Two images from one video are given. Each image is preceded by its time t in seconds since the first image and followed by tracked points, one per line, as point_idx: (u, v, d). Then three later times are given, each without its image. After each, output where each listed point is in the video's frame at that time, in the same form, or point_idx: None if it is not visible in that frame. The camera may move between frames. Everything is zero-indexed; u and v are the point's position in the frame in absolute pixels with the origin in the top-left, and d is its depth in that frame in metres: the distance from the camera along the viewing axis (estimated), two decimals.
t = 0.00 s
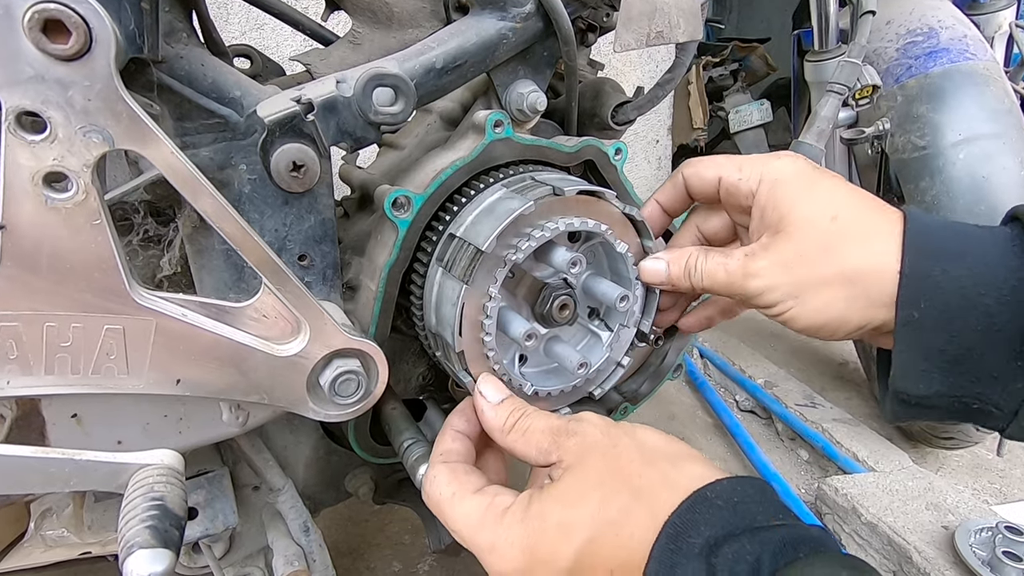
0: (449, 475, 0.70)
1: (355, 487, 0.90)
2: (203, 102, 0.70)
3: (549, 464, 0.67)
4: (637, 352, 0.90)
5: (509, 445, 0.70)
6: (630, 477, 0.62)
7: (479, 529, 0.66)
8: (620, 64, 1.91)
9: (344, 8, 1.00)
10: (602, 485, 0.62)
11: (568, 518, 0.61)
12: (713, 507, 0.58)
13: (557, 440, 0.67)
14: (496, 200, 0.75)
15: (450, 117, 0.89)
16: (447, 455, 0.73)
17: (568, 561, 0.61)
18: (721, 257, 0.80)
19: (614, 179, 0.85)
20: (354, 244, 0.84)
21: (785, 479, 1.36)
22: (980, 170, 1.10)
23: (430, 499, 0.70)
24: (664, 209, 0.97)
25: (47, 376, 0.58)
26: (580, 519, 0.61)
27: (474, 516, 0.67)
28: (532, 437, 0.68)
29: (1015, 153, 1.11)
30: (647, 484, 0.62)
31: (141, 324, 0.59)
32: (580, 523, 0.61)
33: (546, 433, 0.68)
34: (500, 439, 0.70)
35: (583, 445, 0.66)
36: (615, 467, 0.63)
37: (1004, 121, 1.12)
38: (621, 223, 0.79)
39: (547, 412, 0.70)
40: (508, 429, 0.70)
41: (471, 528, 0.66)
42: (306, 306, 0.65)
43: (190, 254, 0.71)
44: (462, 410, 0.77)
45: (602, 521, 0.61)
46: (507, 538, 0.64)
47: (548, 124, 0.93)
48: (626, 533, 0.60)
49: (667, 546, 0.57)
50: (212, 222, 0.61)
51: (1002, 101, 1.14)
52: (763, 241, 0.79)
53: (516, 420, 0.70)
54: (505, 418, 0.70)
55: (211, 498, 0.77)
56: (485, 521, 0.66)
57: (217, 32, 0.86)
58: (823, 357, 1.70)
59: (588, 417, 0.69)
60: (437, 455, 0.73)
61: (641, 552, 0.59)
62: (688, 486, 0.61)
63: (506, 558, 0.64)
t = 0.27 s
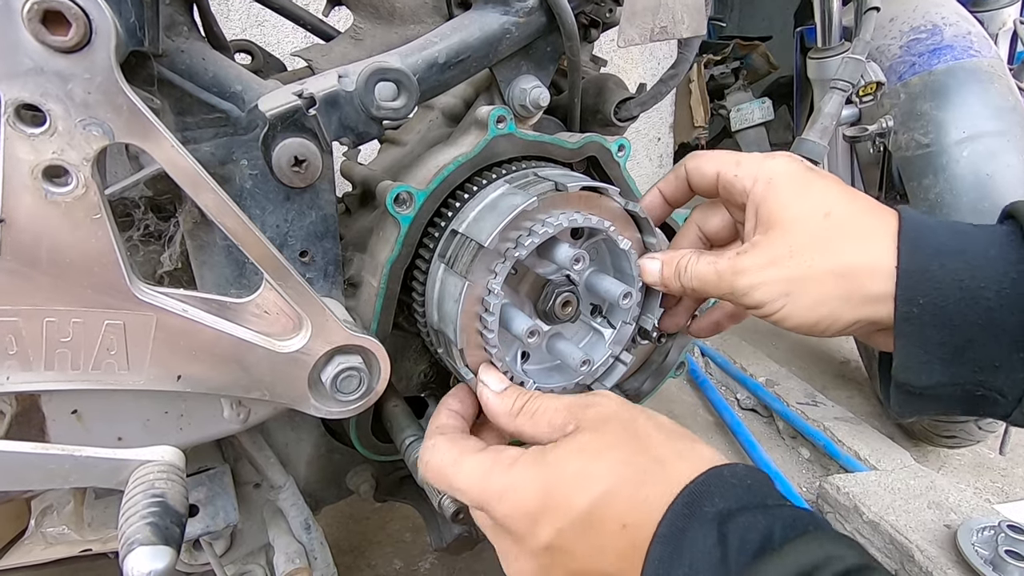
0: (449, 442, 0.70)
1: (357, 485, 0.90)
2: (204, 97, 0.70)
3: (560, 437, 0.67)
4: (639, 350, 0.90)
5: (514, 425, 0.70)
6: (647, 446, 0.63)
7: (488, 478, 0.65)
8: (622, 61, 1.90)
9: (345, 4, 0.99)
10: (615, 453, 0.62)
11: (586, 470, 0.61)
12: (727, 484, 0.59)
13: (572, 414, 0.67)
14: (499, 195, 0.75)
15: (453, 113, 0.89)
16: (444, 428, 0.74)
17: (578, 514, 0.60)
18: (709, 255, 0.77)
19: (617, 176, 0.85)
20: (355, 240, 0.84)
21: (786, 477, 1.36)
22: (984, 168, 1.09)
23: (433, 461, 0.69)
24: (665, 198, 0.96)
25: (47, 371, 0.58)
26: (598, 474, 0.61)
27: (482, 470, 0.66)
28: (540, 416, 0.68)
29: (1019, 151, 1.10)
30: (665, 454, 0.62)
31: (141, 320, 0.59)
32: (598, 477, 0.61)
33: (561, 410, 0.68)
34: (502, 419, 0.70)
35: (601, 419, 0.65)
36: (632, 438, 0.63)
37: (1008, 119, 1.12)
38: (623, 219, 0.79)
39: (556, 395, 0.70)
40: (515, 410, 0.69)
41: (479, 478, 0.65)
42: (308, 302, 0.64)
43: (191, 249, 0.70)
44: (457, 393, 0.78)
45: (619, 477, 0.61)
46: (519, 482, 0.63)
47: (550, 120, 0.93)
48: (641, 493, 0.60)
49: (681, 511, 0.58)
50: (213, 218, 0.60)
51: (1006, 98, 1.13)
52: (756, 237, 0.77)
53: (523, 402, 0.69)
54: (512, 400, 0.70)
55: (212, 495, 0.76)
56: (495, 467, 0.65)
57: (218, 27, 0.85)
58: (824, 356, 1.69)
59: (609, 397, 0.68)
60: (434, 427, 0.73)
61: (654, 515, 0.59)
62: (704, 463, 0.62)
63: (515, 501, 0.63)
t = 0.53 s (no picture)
0: (470, 442, 0.59)
1: (357, 482, 0.89)
2: (203, 92, 0.69)
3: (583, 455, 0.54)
4: (639, 347, 0.90)
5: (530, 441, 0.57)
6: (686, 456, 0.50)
7: (508, 475, 0.54)
8: (623, 58, 1.90)
9: None
10: (658, 473, 0.48)
11: (617, 477, 0.48)
12: (813, 560, 0.42)
13: (597, 430, 0.54)
14: (499, 192, 0.74)
15: (453, 109, 0.88)
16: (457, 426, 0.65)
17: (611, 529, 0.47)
18: (921, 328, 0.56)
19: (617, 172, 0.84)
20: (355, 237, 0.83)
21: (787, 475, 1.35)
22: (987, 165, 1.07)
23: (456, 466, 0.58)
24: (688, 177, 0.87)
25: (44, 368, 0.57)
26: (634, 485, 0.48)
27: (498, 470, 0.55)
28: (557, 426, 0.56)
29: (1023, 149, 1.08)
30: (716, 483, 0.48)
31: (139, 316, 0.59)
32: (635, 488, 0.48)
33: (582, 420, 0.56)
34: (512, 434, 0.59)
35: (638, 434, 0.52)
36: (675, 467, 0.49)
37: (1012, 116, 1.09)
38: (625, 216, 0.78)
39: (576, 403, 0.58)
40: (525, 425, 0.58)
41: (507, 478, 0.53)
42: (308, 299, 0.64)
43: (189, 245, 0.70)
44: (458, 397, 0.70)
45: (660, 491, 0.47)
46: (544, 481, 0.51)
47: (551, 117, 0.92)
48: (686, 517, 0.46)
49: (725, 548, 0.44)
50: (211, 213, 0.60)
51: (1009, 95, 1.11)
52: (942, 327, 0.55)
53: (533, 418, 0.58)
54: (528, 413, 0.59)
55: (210, 493, 0.76)
56: (520, 466, 0.53)
57: (217, 21, 0.85)
58: (826, 354, 1.69)
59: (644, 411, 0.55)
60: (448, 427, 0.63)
61: (700, 543, 0.45)
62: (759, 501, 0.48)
63: (536, 504, 0.51)
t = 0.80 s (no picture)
0: (554, 534, 0.66)
1: (357, 481, 0.90)
2: (203, 91, 0.69)
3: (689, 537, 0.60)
4: (638, 344, 0.90)
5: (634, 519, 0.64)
6: (785, 542, 0.56)
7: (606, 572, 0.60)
8: (624, 57, 1.90)
9: None
10: (766, 571, 0.55)
11: None
12: None
13: (699, 513, 0.60)
14: (499, 191, 0.74)
15: (453, 108, 0.88)
16: (540, 514, 0.71)
17: None
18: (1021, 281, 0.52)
19: (617, 172, 0.84)
20: (355, 236, 0.84)
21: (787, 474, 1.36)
22: (987, 164, 1.08)
23: (542, 557, 0.65)
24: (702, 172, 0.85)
25: (46, 366, 0.57)
26: None
27: (596, 563, 0.61)
28: (658, 507, 0.62)
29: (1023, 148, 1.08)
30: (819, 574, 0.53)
31: (139, 314, 0.59)
32: None
33: (682, 504, 0.61)
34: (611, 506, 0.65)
35: (743, 522, 0.58)
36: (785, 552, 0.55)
37: (1013, 116, 1.10)
38: (625, 215, 0.78)
39: (674, 474, 0.64)
40: (625, 504, 0.64)
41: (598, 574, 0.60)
42: (309, 298, 0.64)
43: (190, 244, 0.70)
44: (546, 474, 0.76)
45: None
46: None
47: (551, 116, 0.92)
48: None
49: None
50: (212, 213, 0.60)
51: (1010, 95, 1.11)
52: None
53: (631, 497, 0.64)
54: (623, 489, 0.64)
55: (211, 491, 0.76)
56: (615, 565, 0.59)
57: (217, 21, 0.85)
58: (826, 353, 1.69)
59: (742, 492, 0.60)
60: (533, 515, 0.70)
61: None
62: None
63: None
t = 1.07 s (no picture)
0: (582, 541, 0.67)
1: (356, 481, 0.90)
2: (203, 95, 0.70)
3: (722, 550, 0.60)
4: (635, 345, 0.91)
5: (680, 542, 0.66)
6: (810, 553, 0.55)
7: None
8: (622, 58, 1.90)
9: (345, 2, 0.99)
10: None
11: None
12: None
13: (732, 524, 0.61)
14: (497, 194, 0.75)
15: (452, 111, 0.89)
16: (572, 524, 0.73)
17: None
18: None
19: (615, 174, 0.84)
20: (354, 238, 0.84)
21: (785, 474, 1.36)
22: (984, 166, 1.08)
23: (570, 562, 0.66)
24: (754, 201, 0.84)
25: (48, 368, 0.58)
26: None
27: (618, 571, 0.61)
28: (697, 524, 0.64)
29: (1019, 149, 1.08)
30: None
31: (140, 316, 0.59)
32: None
33: (718, 518, 0.63)
34: (666, 543, 0.68)
35: (771, 532, 0.58)
36: (808, 564, 0.54)
37: (1010, 117, 1.10)
38: (621, 217, 0.79)
39: (717, 500, 0.66)
40: (671, 526, 0.67)
41: None
42: (308, 300, 0.65)
43: (190, 247, 0.71)
44: (582, 487, 0.79)
45: None
46: None
47: (549, 118, 0.93)
48: None
49: None
50: (211, 216, 0.61)
51: (1007, 96, 1.12)
52: None
53: (676, 519, 0.67)
54: (674, 514, 0.67)
55: (212, 491, 0.76)
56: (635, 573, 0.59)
57: (217, 24, 0.85)
58: (824, 353, 1.70)
59: (777, 508, 0.60)
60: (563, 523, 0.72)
61: None
62: None
63: None
